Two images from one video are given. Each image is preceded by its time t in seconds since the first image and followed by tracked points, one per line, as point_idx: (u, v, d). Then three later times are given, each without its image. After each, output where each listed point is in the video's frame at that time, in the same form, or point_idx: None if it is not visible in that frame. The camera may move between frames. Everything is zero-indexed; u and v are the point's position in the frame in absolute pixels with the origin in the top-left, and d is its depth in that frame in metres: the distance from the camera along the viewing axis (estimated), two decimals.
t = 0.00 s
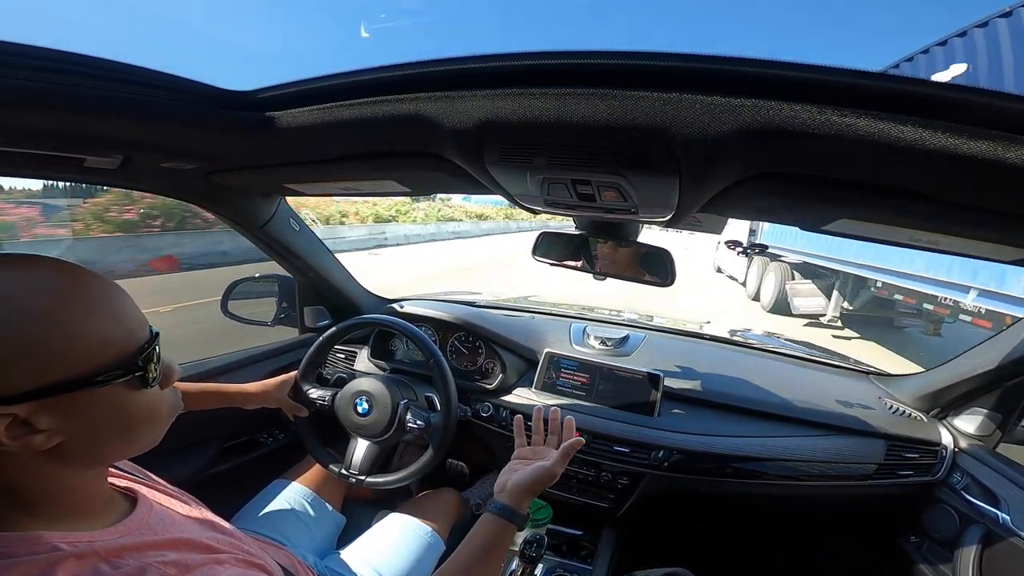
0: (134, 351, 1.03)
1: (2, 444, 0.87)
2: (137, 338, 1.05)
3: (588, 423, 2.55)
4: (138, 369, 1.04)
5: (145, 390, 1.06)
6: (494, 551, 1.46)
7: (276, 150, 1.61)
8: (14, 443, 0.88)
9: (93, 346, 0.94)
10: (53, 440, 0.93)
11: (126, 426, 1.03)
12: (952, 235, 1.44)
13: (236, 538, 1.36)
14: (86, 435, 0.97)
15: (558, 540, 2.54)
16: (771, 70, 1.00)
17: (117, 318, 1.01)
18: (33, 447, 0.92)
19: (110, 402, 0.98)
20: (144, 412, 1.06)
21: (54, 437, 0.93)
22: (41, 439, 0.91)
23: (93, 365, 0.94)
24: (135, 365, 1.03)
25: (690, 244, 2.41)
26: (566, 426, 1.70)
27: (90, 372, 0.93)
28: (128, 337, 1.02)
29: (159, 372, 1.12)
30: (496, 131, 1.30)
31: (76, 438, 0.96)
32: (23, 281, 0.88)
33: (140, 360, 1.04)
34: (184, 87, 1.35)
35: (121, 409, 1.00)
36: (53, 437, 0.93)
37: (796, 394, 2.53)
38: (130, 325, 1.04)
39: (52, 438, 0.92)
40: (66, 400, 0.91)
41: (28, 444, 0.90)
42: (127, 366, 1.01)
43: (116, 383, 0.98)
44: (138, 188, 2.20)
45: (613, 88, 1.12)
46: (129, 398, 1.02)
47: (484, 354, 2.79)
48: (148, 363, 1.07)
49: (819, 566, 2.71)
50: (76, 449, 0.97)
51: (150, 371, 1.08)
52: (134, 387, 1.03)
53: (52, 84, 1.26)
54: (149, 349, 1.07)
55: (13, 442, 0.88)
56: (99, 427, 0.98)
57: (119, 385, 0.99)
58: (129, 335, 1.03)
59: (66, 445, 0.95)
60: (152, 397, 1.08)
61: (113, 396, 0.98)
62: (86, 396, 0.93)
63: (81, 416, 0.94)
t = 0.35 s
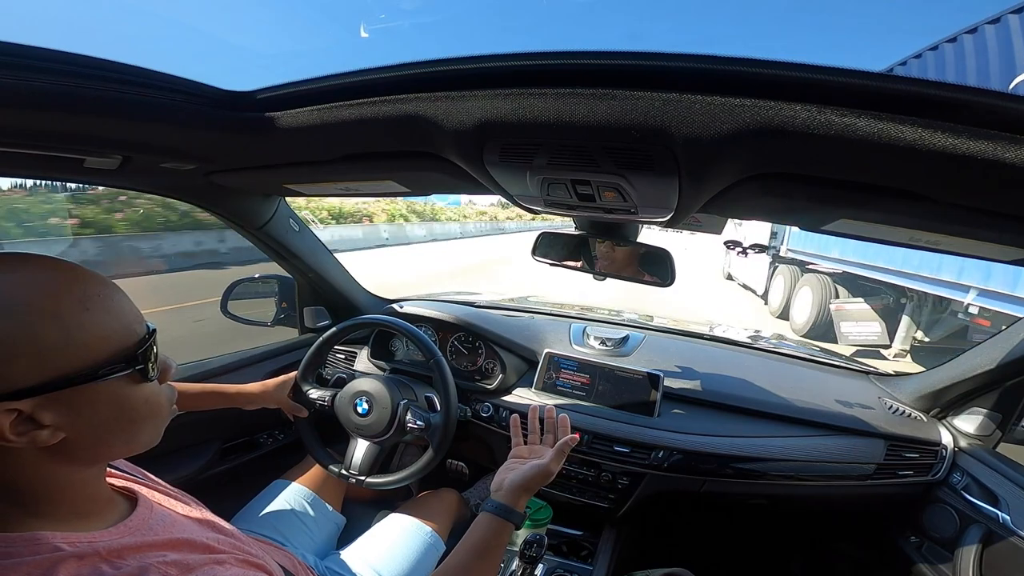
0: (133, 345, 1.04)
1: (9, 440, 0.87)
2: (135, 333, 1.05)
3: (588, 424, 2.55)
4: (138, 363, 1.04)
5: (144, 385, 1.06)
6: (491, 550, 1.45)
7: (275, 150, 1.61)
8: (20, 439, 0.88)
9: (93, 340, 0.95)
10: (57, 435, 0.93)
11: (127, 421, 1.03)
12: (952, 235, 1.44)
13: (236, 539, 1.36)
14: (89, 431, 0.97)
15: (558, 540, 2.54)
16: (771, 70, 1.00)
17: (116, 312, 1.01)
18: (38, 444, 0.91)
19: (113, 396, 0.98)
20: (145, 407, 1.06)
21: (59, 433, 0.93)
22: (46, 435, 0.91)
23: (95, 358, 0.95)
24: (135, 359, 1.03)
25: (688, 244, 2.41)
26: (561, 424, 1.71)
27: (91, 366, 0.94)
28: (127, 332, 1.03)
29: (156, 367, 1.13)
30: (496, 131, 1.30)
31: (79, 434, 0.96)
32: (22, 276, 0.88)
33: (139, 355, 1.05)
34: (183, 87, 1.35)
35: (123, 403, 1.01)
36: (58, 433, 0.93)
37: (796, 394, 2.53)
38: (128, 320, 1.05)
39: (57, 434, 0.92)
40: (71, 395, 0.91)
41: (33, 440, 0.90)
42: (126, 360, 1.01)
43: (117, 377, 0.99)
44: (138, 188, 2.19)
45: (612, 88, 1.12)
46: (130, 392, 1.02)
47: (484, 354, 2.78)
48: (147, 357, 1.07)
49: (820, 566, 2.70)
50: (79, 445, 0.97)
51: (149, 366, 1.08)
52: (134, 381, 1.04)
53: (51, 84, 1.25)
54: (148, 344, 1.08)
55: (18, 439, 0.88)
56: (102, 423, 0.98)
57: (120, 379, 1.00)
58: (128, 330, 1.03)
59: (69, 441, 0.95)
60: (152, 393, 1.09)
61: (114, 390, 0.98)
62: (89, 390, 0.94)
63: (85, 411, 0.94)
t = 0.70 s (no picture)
0: (130, 343, 1.04)
1: (5, 438, 0.87)
2: (132, 330, 1.05)
3: (588, 423, 2.55)
4: (135, 360, 1.04)
5: (141, 383, 1.06)
6: (487, 549, 1.45)
7: (275, 149, 1.61)
8: (16, 437, 0.88)
9: (89, 338, 0.95)
10: (54, 434, 0.93)
11: (124, 420, 1.03)
12: (952, 235, 1.44)
13: (236, 538, 1.36)
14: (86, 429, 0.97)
15: (558, 540, 2.54)
16: (770, 70, 1.00)
17: (112, 310, 1.01)
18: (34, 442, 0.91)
19: (109, 394, 0.98)
20: (143, 405, 1.06)
21: (56, 431, 0.93)
22: (42, 433, 0.91)
23: (91, 355, 0.95)
24: (131, 357, 1.03)
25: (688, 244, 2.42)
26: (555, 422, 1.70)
27: (87, 363, 0.94)
28: (123, 329, 1.03)
29: (154, 366, 1.13)
30: (496, 131, 1.30)
31: (76, 432, 0.96)
32: (15, 274, 0.88)
33: (136, 352, 1.05)
34: (183, 87, 1.35)
35: (119, 401, 1.01)
36: (55, 431, 0.93)
37: (795, 394, 2.53)
38: (125, 318, 1.05)
39: (53, 432, 0.92)
40: (67, 392, 0.91)
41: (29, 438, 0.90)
42: (123, 357, 1.01)
43: (113, 374, 0.99)
44: (137, 188, 2.19)
45: (612, 87, 1.12)
46: (127, 390, 1.02)
47: (484, 354, 2.79)
48: (144, 355, 1.07)
49: (820, 566, 2.71)
50: (77, 444, 0.97)
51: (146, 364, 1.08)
52: (132, 379, 1.04)
53: (50, 84, 1.25)
54: (145, 342, 1.08)
55: (14, 437, 0.88)
56: (98, 421, 0.98)
57: (116, 377, 1.00)
58: (125, 327, 1.04)
59: (66, 440, 0.95)
60: (149, 391, 1.09)
61: (110, 388, 0.98)
62: (85, 387, 0.94)
63: (81, 408, 0.94)
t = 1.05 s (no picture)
0: (132, 347, 1.03)
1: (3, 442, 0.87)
2: (133, 333, 1.05)
3: (588, 424, 2.55)
4: (136, 363, 1.04)
5: (143, 386, 1.06)
6: (487, 549, 1.45)
7: (275, 150, 1.61)
8: (14, 440, 0.88)
9: (88, 341, 0.94)
10: (53, 437, 0.93)
11: (126, 423, 1.02)
12: (952, 235, 1.44)
13: (236, 539, 1.36)
14: (86, 432, 0.97)
15: (557, 540, 2.54)
16: (770, 70, 1.00)
17: (114, 313, 1.01)
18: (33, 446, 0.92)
19: (109, 398, 0.98)
20: (145, 409, 1.06)
21: (55, 434, 0.93)
22: (41, 437, 0.91)
23: (91, 359, 0.94)
24: (133, 360, 1.03)
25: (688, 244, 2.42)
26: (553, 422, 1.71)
27: (88, 367, 0.94)
28: (125, 332, 1.02)
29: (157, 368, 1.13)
30: (495, 131, 1.30)
31: (77, 435, 0.96)
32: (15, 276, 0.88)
33: (137, 355, 1.04)
34: (182, 87, 1.35)
35: (120, 405, 1.00)
36: (54, 434, 0.93)
37: (795, 394, 2.53)
38: (128, 320, 1.04)
39: (52, 435, 0.92)
40: (66, 396, 0.91)
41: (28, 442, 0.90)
42: (124, 361, 1.00)
43: (114, 378, 0.98)
44: (137, 188, 2.19)
45: (612, 87, 1.12)
46: (128, 393, 1.02)
47: (483, 354, 2.78)
48: (145, 358, 1.06)
49: (820, 567, 2.71)
50: (78, 447, 0.97)
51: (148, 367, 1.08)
52: (133, 383, 1.03)
53: (50, 85, 1.26)
54: (146, 345, 1.07)
55: (13, 441, 0.88)
56: (99, 424, 0.98)
57: (118, 381, 0.99)
58: (127, 329, 1.03)
59: (67, 443, 0.95)
60: (152, 394, 1.08)
61: (110, 392, 0.98)
62: (85, 392, 0.93)
63: (81, 412, 0.94)
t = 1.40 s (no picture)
0: (130, 348, 1.02)
1: None
2: (134, 334, 1.05)
3: (587, 423, 2.55)
4: (135, 364, 1.03)
5: (142, 388, 1.05)
6: (486, 548, 1.45)
7: (275, 149, 1.61)
8: (6, 438, 0.88)
9: (86, 342, 0.94)
10: (47, 436, 0.92)
11: (122, 424, 1.01)
12: (953, 236, 1.44)
13: (236, 538, 1.36)
14: (81, 432, 0.96)
15: (556, 540, 2.54)
16: (770, 71, 1.00)
17: (115, 314, 1.01)
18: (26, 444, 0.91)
19: (106, 398, 0.97)
20: (143, 410, 1.05)
21: (48, 433, 0.92)
22: (34, 436, 0.90)
23: (88, 359, 0.94)
24: (133, 361, 1.02)
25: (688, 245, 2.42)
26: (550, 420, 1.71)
27: (85, 367, 0.93)
28: (125, 333, 1.02)
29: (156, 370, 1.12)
30: (496, 131, 1.30)
31: (72, 436, 0.95)
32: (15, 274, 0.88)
33: (136, 356, 1.04)
34: (182, 86, 1.35)
35: (117, 406, 0.99)
36: (47, 434, 0.92)
37: (794, 394, 2.54)
38: (129, 321, 1.04)
39: (45, 434, 0.91)
40: (62, 395, 0.90)
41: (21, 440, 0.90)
42: (122, 362, 1.00)
43: (111, 379, 0.98)
44: (136, 187, 2.19)
45: (612, 87, 1.12)
46: (126, 394, 1.01)
47: (483, 353, 2.78)
48: (144, 360, 1.06)
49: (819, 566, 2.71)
50: (72, 446, 0.96)
51: (148, 368, 1.07)
52: (131, 384, 1.02)
53: (50, 84, 1.26)
54: (147, 346, 1.07)
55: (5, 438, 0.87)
56: (94, 425, 0.97)
57: (114, 381, 0.99)
58: (128, 330, 1.03)
59: (61, 443, 0.95)
60: (151, 396, 1.08)
61: (107, 392, 0.97)
62: (81, 391, 0.93)
63: (76, 412, 0.93)
